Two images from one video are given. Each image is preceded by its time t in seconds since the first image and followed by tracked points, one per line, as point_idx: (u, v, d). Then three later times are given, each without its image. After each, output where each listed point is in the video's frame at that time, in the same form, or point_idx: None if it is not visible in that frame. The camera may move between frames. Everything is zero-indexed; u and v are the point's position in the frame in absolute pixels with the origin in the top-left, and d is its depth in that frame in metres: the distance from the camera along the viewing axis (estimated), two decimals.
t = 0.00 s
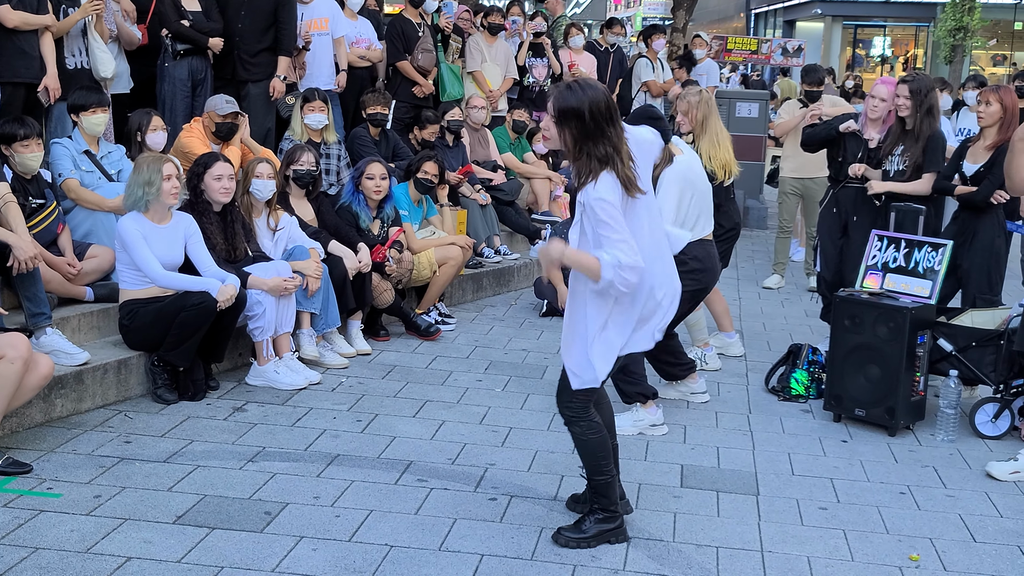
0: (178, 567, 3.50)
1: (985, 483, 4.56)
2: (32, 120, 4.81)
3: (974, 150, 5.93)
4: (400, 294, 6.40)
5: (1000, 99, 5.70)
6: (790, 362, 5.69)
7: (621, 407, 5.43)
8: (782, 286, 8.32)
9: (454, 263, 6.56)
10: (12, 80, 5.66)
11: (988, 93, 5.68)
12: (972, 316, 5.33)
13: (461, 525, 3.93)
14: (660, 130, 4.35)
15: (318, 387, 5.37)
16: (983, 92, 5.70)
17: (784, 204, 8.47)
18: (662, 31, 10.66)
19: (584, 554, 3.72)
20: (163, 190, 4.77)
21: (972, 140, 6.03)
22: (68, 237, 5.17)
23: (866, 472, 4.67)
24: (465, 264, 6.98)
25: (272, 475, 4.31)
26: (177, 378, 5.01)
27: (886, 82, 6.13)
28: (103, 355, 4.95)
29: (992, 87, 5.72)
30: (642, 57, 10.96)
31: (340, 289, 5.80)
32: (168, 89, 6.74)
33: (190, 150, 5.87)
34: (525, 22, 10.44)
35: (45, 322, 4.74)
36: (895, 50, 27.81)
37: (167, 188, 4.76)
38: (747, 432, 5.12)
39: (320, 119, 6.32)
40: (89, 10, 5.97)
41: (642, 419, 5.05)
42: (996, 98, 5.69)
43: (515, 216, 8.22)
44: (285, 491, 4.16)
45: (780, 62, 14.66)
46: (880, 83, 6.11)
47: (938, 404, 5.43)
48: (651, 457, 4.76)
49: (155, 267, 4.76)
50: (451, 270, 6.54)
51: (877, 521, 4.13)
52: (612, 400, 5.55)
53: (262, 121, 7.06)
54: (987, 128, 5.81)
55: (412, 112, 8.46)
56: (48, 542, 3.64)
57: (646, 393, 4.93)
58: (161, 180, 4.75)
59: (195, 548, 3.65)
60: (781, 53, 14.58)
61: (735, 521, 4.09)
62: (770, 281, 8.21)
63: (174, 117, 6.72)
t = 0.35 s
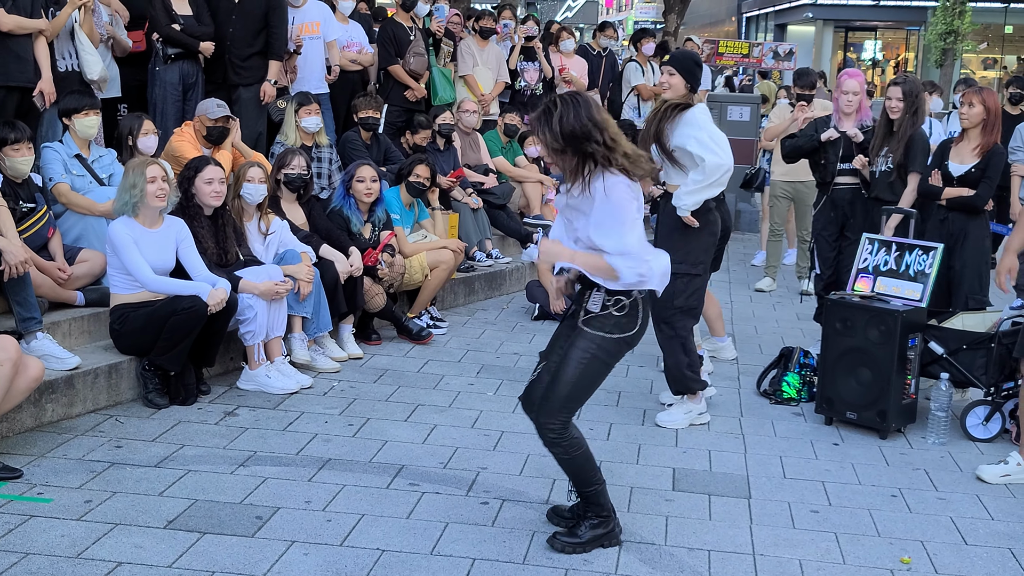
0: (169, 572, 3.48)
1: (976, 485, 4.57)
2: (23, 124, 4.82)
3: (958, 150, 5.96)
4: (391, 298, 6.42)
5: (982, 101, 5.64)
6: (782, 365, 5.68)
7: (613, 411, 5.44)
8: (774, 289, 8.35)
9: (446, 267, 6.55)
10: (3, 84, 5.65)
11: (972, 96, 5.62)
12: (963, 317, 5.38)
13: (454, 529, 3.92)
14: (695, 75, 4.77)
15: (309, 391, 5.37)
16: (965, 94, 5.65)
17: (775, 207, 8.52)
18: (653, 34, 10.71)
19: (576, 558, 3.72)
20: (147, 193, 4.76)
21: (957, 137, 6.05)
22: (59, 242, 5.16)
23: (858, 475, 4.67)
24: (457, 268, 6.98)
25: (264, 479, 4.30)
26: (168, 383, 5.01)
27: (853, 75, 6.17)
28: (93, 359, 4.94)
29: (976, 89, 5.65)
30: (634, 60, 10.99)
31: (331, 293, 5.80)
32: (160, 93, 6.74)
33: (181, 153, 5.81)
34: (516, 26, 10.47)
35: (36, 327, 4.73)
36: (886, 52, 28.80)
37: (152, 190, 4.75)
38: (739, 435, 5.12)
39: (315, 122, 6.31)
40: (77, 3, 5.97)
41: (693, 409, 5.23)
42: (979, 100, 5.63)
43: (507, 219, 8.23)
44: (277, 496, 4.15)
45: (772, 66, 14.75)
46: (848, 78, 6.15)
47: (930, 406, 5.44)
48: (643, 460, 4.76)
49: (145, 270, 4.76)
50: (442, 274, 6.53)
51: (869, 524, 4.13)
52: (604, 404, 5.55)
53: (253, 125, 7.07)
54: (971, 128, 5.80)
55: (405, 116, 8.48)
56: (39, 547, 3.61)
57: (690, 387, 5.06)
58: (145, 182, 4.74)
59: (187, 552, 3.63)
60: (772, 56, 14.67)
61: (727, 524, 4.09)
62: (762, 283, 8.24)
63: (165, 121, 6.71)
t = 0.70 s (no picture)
0: None
1: (973, 493, 4.57)
2: (20, 132, 4.82)
3: (948, 158, 5.97)
4: (388, 306, 6.43)
5: (968, 107, 5.71)
6: (779, 373, 5.71)
7: (610, 419, 5.44)
8: (770, 296, 8.36)
9: (442, 275, 6.56)
10: None
11: (957, 102, 5.69)
12: (959, 326, 5.34)
13: (450, 536, 3.91)
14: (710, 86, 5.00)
15: (306, 399, 5.37)
16: (951, 100, 5.72)
17: (770, 215, 8.56)
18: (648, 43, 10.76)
19: (572, 566, 3.71)
20: (145, 201, 4.76)
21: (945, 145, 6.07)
22: (56, 250, 5.16)
23: (854, 482, 4.67)
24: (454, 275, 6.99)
25: (260, 487, 4.29)
26: (165, 391, 5.02)
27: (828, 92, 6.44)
28: (90, 367, 4.94)
29: (961, 95, 5.73)
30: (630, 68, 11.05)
31: (328, 301, 5.82)
32: (156, 101, 6.75)
33: (178, 161, 5.87)
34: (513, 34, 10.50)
35: (32, 334, 4.72)
36: (880, 61, 29.60)
37: (150, 199, 4.76)
38: (735, 442, 5.13)
39: (316, 132, 6.35)
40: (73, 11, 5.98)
41: (693, 414, 5.24)
42: (964, 106, 5.70)
43: (503, 226, 8.24)
44: (274, 503, 4.14)
45: (768, 74, 14.85)
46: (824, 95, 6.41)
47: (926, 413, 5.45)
48: (640, 468, 4.76)
49: (142, 278, 4.77)
50: (439, 282, 6.55)
51: (866, 531, 4.13)
52: (601, 411, 5.56)
53: (250, 133, 7.08)
54: (959, 136, 5.85)
55: (402, 123, 8.49)
56: (35, 555, 3.60)
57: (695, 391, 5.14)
58: (144, 190, 4.75)
59: (183, 560, 3.62)
60: (768, 64, 14.76)
61: (724, 531, 4.09)
62: (759, 290, 8.25)
63: (162, 129, 6.72)
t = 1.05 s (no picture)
0: None
1: (972, 498, 4.57)
2: (19, 137, 4.83)
3: (942, 162, 5.97)
4: (387, 311, 6.43)
5: (960, 113, 5.71)
6: (776, 378, 5.70)
7: (609, 424, 5.44)
8: (768, 301, 8.37)
9: (441, 280, 6.57)
10: None
11: (950, 108, 5.69)
12: (958, 332, 5.39)
13: (449, 542, 3.91)
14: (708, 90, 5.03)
15: (304, 404, 5.38)
16: (944, 107, 5.72)
17: (768, 220, 8.58)
18: (647, 48, 10.79)
19: (571, 572, 3.71)
20: (145, 206, 4.77)
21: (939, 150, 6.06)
22: (54, 255, 5.17)
23: (853, 488, 4.68)
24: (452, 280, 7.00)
25: (259, 492, 4.29)
26: (163, 396, 5.02)
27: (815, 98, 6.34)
28: (88, 372, 4.94)
29: (954, 101, 5.73)
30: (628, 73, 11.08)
31: (326, 306, 5.82)
32: (155, 106, 6.77)
33: (176, 166, 5.87)
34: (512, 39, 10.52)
35: (31, 340, 4.73)
36: (879, 67, 29.65)
37: (149, 204, 4.76)
38: (734, 448, 5.13)
39: (315, 136, 6.34)
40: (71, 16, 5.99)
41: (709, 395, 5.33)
42: (957, 112, 5.70)
43: (502, 231, 8.25)
44: (272, 509, 4.14)
45: (766, 79, 14.87)
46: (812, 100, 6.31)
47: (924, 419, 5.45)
48: (639, 473, 4.76)
49: (141, 284, 4.78)
50: (438, 287, 6.55)
51: (864, 537, 4.13)
52: (599, 416, 5.56)
53: (249, 138, 7.09)
54: (952, 143, 5.85)
55: (401, 128, 8.50)
56: (33, 560, 3.59)
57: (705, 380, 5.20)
58: (143, 196, 4.75)
59: (181, 565, 3.61)
60: (767, 70, 14.79)
61: (722, 537, 4.08)
62: (757, 296, 8.27)
63: (160, 134, 6.73)
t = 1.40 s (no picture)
0: None
1: (972, 502, 4.57)
2: (20, 139, 4.83)
3: (942, 167, 5.98)
4: (387, 313, 6.43)
5: (966, 118, 5.73)
6: (777, 381, 5.72)
7: (609, 427, 5.44)
8: (768, 305, 8.38)
9: (441, 283, 6.57)
10: None
11: (955, 113, 5.71)
12: (958, 335, 5.41)
13: (449, 545, 3.91)
14: (689, 107, 4.97)
15: (305, 406, 5.38)
16: (950, 112, 5.73)
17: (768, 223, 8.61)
18: (648, 51, 10.80)
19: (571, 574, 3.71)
20: (144, 208, 4.77)
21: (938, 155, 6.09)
22: (55, 257, 5.17)
23: (853, 491, 4.68)
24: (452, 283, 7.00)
25: (259, 495, 4.29)
26: (163, 398, 5.02)
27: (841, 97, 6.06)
28: (89, 374, 4.95)
29: (959, 106, 5.74)
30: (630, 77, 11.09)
31: (327, 309, 5.83)
32: (156, 108, 6.77)
33: (176, 168, 5.87)
34: (512, 42, 10.52)
35: (31, 342, 4.73)
36: (879, 70, 29.80)
37: (149, 205, 4.76)
38: (734, 451, 5.13)
39: (315, 140, 6.34)
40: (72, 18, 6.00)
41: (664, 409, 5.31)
42: (962, 117, 5.72)
43: (503, 234, 8.25)
44: (272, 511, 4.14)
45: (766, 82, 14.88)
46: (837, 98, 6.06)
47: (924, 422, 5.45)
48: (639, 476, 4.76)
49: (141, 286, 4.79)
50: (438, 289, 6.55)
51: (864, 540, 4.12)
52: (599, 419, 5.57)
53: (249, 140, 7.09)
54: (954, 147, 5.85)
55: (401, 131, 8.51)
56: (33, 562, 3.59)
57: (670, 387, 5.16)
58: (143, 197, 4.76)
59: (182, 568, 3.61)
60: (767, 73, 14.80)
61: (723, 540, 4.08)
62: (757, 299, 8.28)
63: (161, 136, 6.73)
